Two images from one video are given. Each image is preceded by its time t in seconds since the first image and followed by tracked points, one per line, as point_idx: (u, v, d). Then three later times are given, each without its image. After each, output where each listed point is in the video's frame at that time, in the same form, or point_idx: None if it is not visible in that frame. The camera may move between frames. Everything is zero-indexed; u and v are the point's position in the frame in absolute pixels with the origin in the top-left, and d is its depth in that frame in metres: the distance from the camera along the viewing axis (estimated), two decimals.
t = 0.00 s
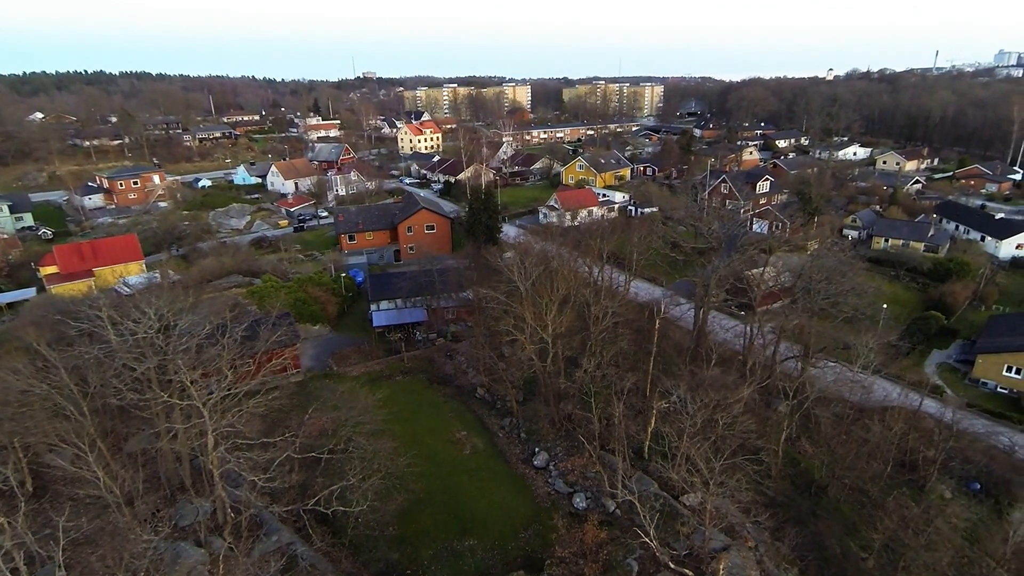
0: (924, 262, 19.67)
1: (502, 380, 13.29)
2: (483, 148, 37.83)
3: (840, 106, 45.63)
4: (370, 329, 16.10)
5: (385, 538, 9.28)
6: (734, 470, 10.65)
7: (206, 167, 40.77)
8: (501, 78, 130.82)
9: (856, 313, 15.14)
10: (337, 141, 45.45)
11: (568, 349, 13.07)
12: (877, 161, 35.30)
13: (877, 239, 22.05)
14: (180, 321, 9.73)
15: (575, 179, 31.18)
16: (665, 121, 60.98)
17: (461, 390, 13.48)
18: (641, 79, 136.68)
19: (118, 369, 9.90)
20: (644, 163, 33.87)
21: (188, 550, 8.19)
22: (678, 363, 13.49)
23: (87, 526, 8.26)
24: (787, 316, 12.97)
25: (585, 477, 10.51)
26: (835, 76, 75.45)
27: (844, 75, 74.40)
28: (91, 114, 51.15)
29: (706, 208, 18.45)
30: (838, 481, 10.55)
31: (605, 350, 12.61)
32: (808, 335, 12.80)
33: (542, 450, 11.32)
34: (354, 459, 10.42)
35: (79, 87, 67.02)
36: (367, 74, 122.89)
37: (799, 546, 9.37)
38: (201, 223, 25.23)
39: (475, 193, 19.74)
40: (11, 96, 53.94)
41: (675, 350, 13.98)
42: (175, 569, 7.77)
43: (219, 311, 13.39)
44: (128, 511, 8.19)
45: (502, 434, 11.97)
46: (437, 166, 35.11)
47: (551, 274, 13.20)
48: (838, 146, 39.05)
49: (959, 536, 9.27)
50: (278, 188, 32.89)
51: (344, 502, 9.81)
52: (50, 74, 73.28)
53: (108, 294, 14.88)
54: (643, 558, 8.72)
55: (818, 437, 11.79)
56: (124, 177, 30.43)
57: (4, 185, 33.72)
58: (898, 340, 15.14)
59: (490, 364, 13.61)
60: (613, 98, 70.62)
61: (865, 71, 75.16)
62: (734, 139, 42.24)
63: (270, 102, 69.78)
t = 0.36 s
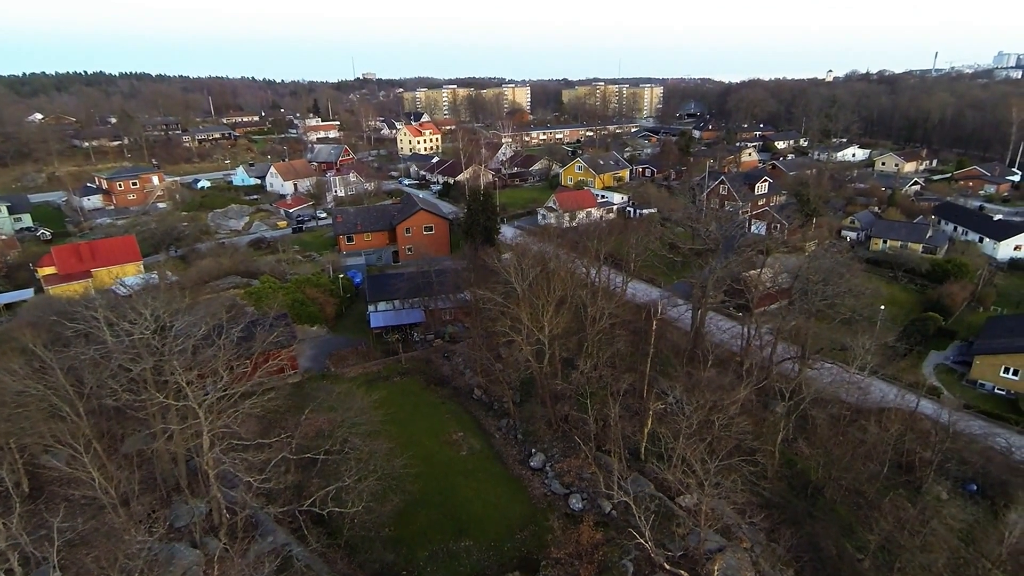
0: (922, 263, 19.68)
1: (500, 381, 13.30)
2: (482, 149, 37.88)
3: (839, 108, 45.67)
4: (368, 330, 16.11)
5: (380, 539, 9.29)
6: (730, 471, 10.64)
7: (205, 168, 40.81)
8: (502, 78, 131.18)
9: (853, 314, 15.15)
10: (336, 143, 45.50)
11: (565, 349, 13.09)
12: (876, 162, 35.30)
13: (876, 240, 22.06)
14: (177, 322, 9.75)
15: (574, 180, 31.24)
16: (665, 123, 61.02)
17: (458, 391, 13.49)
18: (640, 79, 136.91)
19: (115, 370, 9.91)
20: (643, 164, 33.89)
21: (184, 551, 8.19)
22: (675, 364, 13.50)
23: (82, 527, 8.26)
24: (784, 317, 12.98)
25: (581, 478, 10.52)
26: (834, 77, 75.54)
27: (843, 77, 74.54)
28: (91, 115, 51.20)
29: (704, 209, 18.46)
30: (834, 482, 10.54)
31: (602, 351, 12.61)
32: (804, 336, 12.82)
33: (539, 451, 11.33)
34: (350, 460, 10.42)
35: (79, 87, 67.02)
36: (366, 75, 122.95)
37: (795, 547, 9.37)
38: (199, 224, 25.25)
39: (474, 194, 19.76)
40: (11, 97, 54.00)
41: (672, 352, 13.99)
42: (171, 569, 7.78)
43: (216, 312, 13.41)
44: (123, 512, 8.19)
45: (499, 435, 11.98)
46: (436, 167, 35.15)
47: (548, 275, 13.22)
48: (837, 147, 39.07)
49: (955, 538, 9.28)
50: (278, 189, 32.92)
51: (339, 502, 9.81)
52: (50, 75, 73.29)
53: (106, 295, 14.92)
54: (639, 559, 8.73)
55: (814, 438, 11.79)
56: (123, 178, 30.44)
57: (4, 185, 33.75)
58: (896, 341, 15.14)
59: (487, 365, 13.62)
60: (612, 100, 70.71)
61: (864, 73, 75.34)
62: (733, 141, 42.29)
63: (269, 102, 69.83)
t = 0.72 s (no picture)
0: (922, 265, 19.62)
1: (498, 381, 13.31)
2: (482, 151, 37.94)
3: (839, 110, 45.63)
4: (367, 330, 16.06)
5: (378, 540, 9.28)
6: (727, 472, 10.64)
7: (206, 168, 40.89)
8: (504, 78, 131.02)
9: (852, 315, 15.12)
10: (337, 143, 45.53)
11: (563, 350, 13.11)
12: (877, 163, 35.22)
13: (875, 241, 22.04)
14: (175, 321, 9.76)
15: (574, 180, 31.29)
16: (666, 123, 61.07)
17: (456, 392, 13.48)
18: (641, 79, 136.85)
19: (112, 368, 9.94)
20: (643, 165, 33.88)
21: (180, 553, 8.19)
22: (673, 364, 13.51)
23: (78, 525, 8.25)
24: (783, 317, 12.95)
25: (578, 479, 10.56)
26: (835, 77, 75.39)
27: (844, 77, 74.41)
28: (91, 115, 51.27)
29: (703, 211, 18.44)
30: (832, 484, 10.47)
31: (599, 352, 12.62)
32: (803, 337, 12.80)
33: (537, 451, 11.35)
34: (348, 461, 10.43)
35: (80, 87, 67.12)
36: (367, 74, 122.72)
37: (791, 548, 9.37)
38: (199, 225, 25.31)
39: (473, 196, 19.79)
40: (12, 97, 54.06)
41: (669, 352, 14.01)
42: (168, 569, 7.78)
43: (214, 313, 13.46)
44: (118, 512, 8.18)
45: (497, 435, 11.98)
46: (436, 168, 35.21)
47: (545, 275, 13.24)
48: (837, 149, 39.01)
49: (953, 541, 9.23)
50: (277, 189, 32.92)
51: (337, 501, 9.84)
52: (52, 74, 73.54)
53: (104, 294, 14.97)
54: (635, 559, 8.76)
55: (812, 437, 11.76)
56: (123, 177, 30.40)
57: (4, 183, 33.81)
58: (895, 344, 15.09)
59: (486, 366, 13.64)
60: (613, 101, 70.79)
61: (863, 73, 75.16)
62: (733, 142, 42.29)
63: (270, 102, 69.91)
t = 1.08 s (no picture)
0: (986, 281, 17.88)
1: (525, 367, 13.30)
2: (531, 136, 37.66)
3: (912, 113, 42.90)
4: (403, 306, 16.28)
5: (392, 512, 9.46)
6: (750, 482, 10.30)
7: (264, 139, 42.18)
8: (560, 66, 129.67)
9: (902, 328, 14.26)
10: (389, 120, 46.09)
11: (592, 341, 12.86)
12: (947, 170, 32.85)
13: (938, 253, 20.20)
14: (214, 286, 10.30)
15: (622, 171, 30.75)
16: (723, 118, 58.96)
17: (484, 375, 13.54)
18: (703, 71, 132.54)
19: (154, 326, 10.52)
20: (694, 160, 32.94)
21: (205, 504, 8.58)
22: (706, 362, 13.16)
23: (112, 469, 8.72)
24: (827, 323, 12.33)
25: (596, 472, 10.48)
26: (913, 78, 70.67)
27: (923, 78, 69.65)
28: (162, 83, 53.60)
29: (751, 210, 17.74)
30: (862, 502, 9.94)
31: (626, 347, 12.42)
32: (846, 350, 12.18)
33: (558, 441, 11.32)
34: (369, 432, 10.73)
35: (155, 57, 70.30)
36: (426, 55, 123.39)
37: (810, 565, 9.03)
38: (251, 194, 26.20)
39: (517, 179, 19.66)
40: (92, 65, 57.18)
41: (704, 351, 13.58)
42: (193, 520, 8.17)
43: (256, 280, 14.04)
44: (150, 461, 8.64)
45: (520, 421, 11.99)
46: (485, 151, 35.25)
47: (579, 265, 13.06)
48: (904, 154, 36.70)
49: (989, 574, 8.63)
50: (329, 163, 33.66)
51: (354, 473, 10.03)
52: (132, 43, 77.33)
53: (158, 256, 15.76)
54: (645, 558, 8.65)
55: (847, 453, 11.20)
56: (185, 144, 32.16)
57: (80, 145, 35.94)
58: (949, 362, 14.11)
59: (515, 352, 13.65)
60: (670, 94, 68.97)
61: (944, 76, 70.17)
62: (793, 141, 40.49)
63: (329, 78, 71.35)
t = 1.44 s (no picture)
0: (1010, 287, 17.59)
1: (539, 368, 13.31)
2: (547, 136, 37.64)
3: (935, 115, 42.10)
4: (418, 306, 16.40)
5: (405, 511, 9.51)
6: (765, 486, 10.21)
7: (282, 138, 42.68)
8: (577, 67, 129.11)
9: (923, 334, 14.00)
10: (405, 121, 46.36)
11: (606, 343, 12.82)
12: (971, 174, 32.19)
13: (960, 258, 19.97)
14: (232, 283, 10.46)
15: (638, 173, 30.61)
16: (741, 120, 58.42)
17: (498, 375, 13.58)
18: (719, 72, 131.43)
19: (173, 322, 10.72)
20: (712, 162, 32.69)
21: (223, 500, 8.71)
22: (722, 367, 13.09)
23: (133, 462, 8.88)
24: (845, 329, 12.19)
25: (609, 474, 10.46)
26: (937, 80, 69.30)
27: (947, 80, 68.27)
28: (184, 83, 54.51)
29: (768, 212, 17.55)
30: (880, 510, 9.79)
31: (641, 350, 12.36)
32: (864, 354, 12.01)
33: (571, 443, 11.31)
34: (383, 430, 10.83)
35: (177, 57, 71.49)
36: (442, 56, 123.71)
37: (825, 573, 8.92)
38: (269, 192, 26.50)
39: (534, 179, 19.66)
40: (116, 64, 58.32)
41: (720, 355, 13.52)
42: (210, 514, 8.29)
43: (272, 277, 14.20)
44: (169, 455, 8.79)
45: (534, 422, 12.00)
46: (500, 152, 35.33)
47: (594, 267, 13.05)
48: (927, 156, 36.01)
49: None
50: (346, 163, 33.96)
51: (367, 470, 10.12)
52: (154, 43, 78.71)
53: (177, 253, 16.04)
54: (658, 562, 8.61)
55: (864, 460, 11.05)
56: (205, 143, 32.32)
57: (103, 144, 36.71)
58: (971, 370, 13.82)
59: (529, 352, 13.65)
60: (687, 95, 68.49)
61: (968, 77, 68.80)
62: (813, 143, 40.00)
63: (346, 79, 71.98)
